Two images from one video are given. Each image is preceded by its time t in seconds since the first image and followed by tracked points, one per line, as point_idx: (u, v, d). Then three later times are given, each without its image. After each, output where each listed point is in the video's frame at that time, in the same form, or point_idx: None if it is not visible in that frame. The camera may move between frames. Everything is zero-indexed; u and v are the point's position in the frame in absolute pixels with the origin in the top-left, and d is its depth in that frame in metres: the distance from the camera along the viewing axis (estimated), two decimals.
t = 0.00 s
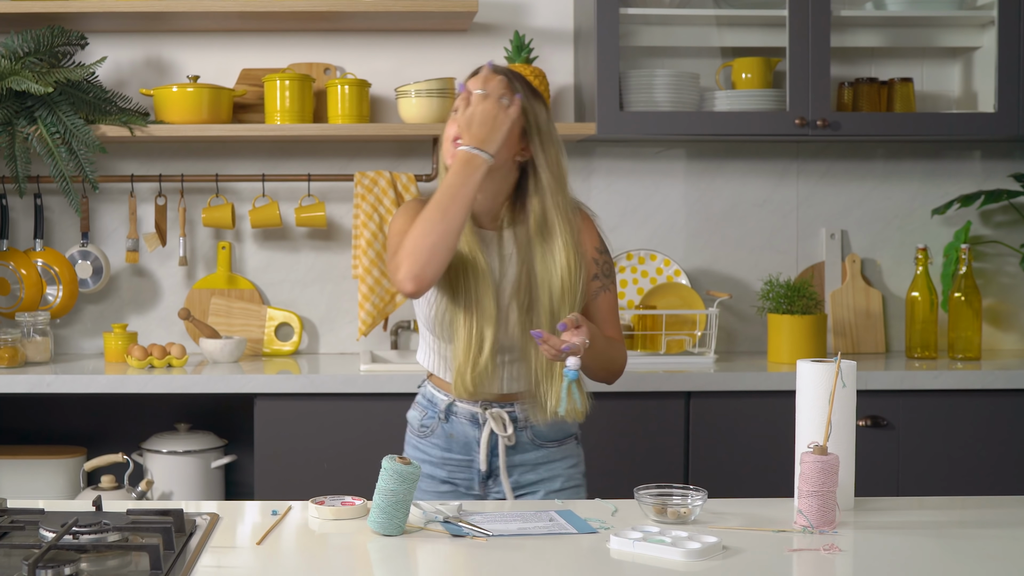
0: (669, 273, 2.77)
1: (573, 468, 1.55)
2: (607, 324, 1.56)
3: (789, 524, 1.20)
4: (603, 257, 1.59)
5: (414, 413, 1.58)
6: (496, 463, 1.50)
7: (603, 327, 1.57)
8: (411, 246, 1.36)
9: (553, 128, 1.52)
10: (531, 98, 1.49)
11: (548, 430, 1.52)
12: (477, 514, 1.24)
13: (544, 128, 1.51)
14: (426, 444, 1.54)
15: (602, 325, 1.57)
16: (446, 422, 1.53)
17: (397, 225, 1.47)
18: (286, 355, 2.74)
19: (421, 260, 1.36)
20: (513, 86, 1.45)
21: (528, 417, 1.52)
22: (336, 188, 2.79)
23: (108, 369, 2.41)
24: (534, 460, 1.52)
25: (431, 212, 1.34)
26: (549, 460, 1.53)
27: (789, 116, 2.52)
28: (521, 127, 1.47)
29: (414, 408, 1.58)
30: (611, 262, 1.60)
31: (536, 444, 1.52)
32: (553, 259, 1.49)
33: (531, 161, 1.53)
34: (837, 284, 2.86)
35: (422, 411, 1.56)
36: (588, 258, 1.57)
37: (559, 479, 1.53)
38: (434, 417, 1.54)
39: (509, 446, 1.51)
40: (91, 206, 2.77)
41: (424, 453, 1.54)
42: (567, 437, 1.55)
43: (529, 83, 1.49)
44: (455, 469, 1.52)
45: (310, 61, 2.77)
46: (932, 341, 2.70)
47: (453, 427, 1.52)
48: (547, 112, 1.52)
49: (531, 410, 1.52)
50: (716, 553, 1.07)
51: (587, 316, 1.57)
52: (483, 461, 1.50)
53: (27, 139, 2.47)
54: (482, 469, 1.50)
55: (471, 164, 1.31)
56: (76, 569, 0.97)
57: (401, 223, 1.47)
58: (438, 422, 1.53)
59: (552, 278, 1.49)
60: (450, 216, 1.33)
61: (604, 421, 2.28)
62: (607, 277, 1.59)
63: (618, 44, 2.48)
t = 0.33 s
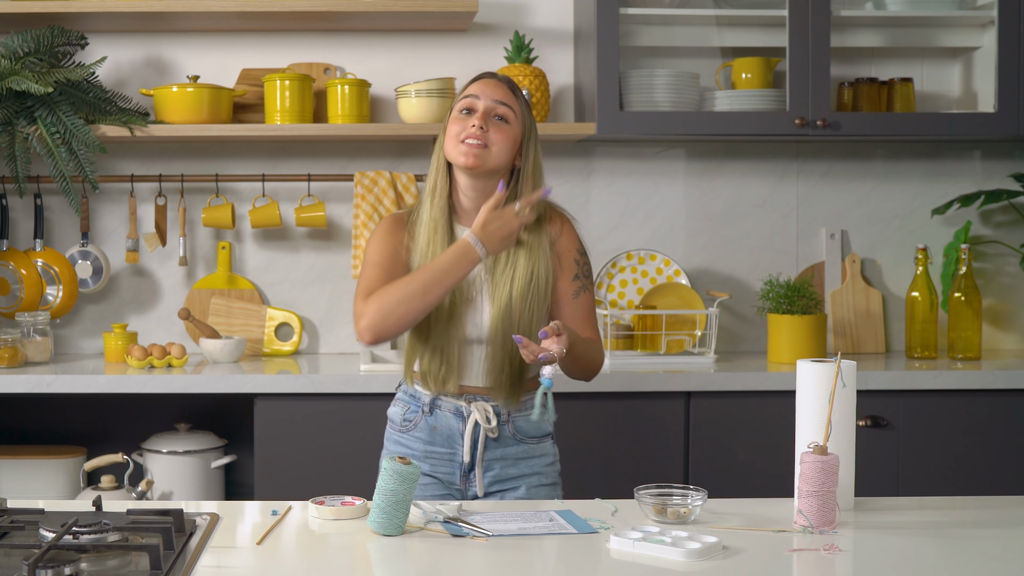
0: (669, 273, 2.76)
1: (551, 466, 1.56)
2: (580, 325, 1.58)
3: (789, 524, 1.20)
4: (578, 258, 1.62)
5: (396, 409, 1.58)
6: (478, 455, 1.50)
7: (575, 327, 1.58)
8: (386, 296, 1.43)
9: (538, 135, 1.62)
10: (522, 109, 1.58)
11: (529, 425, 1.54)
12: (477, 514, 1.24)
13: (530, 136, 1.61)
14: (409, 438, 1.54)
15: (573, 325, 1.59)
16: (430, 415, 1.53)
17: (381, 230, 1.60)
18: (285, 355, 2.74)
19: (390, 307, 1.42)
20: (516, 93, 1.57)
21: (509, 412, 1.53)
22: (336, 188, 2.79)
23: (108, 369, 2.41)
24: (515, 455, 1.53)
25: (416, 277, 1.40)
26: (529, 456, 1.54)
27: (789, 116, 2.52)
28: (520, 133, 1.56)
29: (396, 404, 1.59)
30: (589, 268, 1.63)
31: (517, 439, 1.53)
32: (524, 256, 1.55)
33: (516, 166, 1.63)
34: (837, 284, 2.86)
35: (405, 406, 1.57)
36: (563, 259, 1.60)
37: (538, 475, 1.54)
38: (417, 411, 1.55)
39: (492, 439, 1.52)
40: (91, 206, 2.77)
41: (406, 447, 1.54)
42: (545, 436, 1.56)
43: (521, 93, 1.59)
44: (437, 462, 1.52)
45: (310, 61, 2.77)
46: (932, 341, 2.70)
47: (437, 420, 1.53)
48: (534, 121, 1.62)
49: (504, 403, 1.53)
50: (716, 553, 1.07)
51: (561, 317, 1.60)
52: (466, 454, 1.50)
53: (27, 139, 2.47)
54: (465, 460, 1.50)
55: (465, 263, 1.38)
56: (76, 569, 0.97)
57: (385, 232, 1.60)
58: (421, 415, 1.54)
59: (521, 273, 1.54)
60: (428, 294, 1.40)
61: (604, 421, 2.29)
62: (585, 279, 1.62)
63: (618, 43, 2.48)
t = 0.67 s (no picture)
0: (669, 273, 2.76)
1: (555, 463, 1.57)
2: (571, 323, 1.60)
3: (789, 524, 1.20)
4: (572, 256, 1.63)
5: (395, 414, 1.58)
6: (482, 452, 1.51)
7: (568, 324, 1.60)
8: (349, 354, 1.55)
9: (534, 135, 1.62)
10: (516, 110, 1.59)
11: (533, 422, 1.55)
12: (477, 514, 1.24)
13: (526, 137, 1.61)
14: (411, 441, 1.53)
15: (567, 322, 1.61)
16: (432, 415, 1.54)
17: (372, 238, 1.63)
18: (285, 355, 2.74)
19: (351, 368, 1.54)
20: (508, 93, 1.59)
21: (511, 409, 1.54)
22: (336, 188, 2.79)
23: (108, 369, 2.41)
24: (519, 451, 1.53)
25: (362, 348, 1.51)
26: (534, 451, 1.54)
27: (789, 116, 2.52)
28: (510, 132, 1.57)
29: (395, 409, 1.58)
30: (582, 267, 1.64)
31: (521, 436, 1.54)
32: (517, 253, 1.56)
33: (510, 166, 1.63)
34: (837, 284, 2.86)
35: (405, 408, 1.56)
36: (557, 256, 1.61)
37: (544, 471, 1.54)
38: (418, 413, 1.55)
39: (496, 436, 1.52)
40: (91, 206, 2.77)
41: (408, 450, 1.53)
42: (548, 433, 1.58)
43: (515, 94, 1.61)
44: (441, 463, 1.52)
45: (310, 61, 2.77)
46: (932, 341, 2.70)
47: (439, 420, 1.53)
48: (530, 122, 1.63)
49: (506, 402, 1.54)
50: (716, 553, 1.07)
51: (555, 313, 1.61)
52: (471, 451, 1.51)
53: (27, 139, 2.47)
54: (470, 458, 1.51)
55: (386, 345, 1.46)
56: (76, 569, 0.97)
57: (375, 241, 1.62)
58: (423, 416, 1.54)
59: (514, 272, 1.55)
60: (374, 362, 1.50)
61: (606, 422, 2.29)
62: (578, 276, 1.63)
63: (618, 44, 2.48)
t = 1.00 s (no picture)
0: (669, 273, 2.76)
1: (581, 468, 1.57)
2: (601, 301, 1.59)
3: (789, 524, 1.20)
4: (590, 248, 1.65)
5: (409, 435, 1.55)
6: (506, 467, 1.51)
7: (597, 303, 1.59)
8: (353, 350, 1.54)
9: (556, 141, 1.60)
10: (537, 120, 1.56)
11: (555, 430, 1.55)
12: (477, 514, 1.24)
13: (550, 142, 1.60)
14: (429, 463, 1.51)
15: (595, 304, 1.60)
16: (449, 434, 1.52)
17: (380, 235, 1.64)
18: (285, 355, 2.74)
19: (354, 363, 1.53)
20: (530, 106, 1.54)
21: (534, 417, 1.54)
22: (336, 188, 2.79)
23: (108, 369, 2.41)
24: (544, 463, 1.54)
25: (364, 339, 1.50)
26: (559, 461, 1.55)
27: (789, 116, 2.52)
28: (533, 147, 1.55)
29: (409, 429, 1.55)
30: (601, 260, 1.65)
31: (545, 445, 1.54)
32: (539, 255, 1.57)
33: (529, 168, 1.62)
34: (838, 284, 2.86)
35: (420, 429, 1.53)
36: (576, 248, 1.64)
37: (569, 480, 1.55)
38: (434, 433, 1.52)
39: (518, 448, 1.52)
40: (91, 206, 2.77)
41: (427, 473, 1.51)
42: (573, 440, 1.58)
43: (537, 100, 1.57)
44: (463, 483, 1.51)
45: (310, 61, 2.77)
46: (932, 341, 2.70)
47: (458, 439, 1.52)
48: (552, 125, 1.60)
49: (529, 409, 1.54)
50: (715, 553, 1.07)
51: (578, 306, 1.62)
52: (495, 468, 1.50)
53: (27, 139, 2.47)
54: (493, 475, 1.50)
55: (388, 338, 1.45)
56: (76, 569, 0.97)
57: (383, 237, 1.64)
58: (440, 435, 1.52)
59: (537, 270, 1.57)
60: (375, 355, 1.49)
61: (606, 422, 2.29)
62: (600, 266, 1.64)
63: (618, 43, 2.48)
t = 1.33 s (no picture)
0: (668, 272, 2.76)
1: (616, 479, 1.53)
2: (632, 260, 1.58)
3: (789, 524, 1.20)
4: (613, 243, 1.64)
5: (436, 444, 1.50)
6: (543, 473, 1.47)
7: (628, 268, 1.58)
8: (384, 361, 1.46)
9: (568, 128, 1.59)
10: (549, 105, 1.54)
11: (590, 437, 1.52)
12: (477, 514, 1.24)
13: (562, 130, 1.59)
14: (460, 471, 1.47)
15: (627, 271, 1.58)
16: (481, 440, 1.48)
17: (395, 241, 1.59)
18: (285, 355, 2.74)
19: (388, 377, 1.45)
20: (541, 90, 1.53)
21: (570, 423, 1.51)
22: (336, 188, 2.79)
23: (108, 369, 2.41)
24: (582, 470, 1.50)
25: (395, 354, 1.42)
26: (596, 469, 1.51)
27: (789, 116, 2.52)
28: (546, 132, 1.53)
29: (437, 438, 1.50)
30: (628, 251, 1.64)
31: (582, 453, 1.50)
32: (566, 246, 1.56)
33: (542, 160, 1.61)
34: (838, 284, 2.86)
35: (449, 437, 1.49)
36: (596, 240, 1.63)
37: (607, 489, 1.51)
38: (465, 440, 1.48)
39: (554, 455, 1.49)
40: (91, 206, 2.77)
41: (457, 480, 1.46)
42: (608, 449, 1.54)
43: (548, 86, 1.56)
44: (496, 491, 1.47)
45: (310, 61, 2.77)
46: (932, 341, 2.70)
47: (490, 445, 1.47)
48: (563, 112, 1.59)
49: (565, 412, 1.52)
50: (715, 553, 1.07)
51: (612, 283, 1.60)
52: (530, 475, 1.46)
53: (28, 139, 2.47)
54: (529, 481, 1.46)
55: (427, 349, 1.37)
56: (76, 569, 0.97)
57: (398, 243, 1.58)
58: (471, 442, 1.48)
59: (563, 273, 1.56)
60: (409, 363, 1.40)
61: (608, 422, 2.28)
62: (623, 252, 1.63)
63: (618, 43, 2.48)
